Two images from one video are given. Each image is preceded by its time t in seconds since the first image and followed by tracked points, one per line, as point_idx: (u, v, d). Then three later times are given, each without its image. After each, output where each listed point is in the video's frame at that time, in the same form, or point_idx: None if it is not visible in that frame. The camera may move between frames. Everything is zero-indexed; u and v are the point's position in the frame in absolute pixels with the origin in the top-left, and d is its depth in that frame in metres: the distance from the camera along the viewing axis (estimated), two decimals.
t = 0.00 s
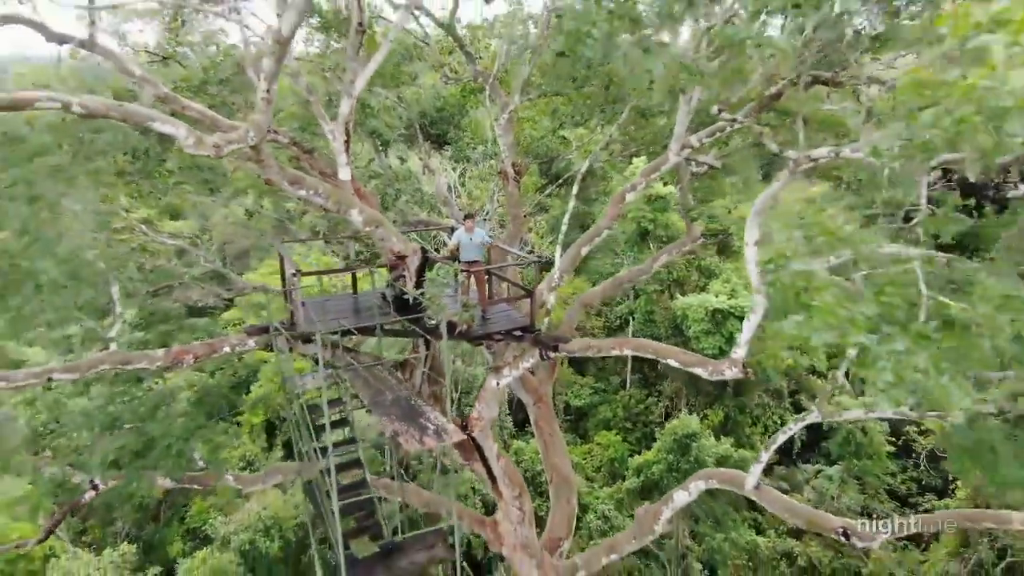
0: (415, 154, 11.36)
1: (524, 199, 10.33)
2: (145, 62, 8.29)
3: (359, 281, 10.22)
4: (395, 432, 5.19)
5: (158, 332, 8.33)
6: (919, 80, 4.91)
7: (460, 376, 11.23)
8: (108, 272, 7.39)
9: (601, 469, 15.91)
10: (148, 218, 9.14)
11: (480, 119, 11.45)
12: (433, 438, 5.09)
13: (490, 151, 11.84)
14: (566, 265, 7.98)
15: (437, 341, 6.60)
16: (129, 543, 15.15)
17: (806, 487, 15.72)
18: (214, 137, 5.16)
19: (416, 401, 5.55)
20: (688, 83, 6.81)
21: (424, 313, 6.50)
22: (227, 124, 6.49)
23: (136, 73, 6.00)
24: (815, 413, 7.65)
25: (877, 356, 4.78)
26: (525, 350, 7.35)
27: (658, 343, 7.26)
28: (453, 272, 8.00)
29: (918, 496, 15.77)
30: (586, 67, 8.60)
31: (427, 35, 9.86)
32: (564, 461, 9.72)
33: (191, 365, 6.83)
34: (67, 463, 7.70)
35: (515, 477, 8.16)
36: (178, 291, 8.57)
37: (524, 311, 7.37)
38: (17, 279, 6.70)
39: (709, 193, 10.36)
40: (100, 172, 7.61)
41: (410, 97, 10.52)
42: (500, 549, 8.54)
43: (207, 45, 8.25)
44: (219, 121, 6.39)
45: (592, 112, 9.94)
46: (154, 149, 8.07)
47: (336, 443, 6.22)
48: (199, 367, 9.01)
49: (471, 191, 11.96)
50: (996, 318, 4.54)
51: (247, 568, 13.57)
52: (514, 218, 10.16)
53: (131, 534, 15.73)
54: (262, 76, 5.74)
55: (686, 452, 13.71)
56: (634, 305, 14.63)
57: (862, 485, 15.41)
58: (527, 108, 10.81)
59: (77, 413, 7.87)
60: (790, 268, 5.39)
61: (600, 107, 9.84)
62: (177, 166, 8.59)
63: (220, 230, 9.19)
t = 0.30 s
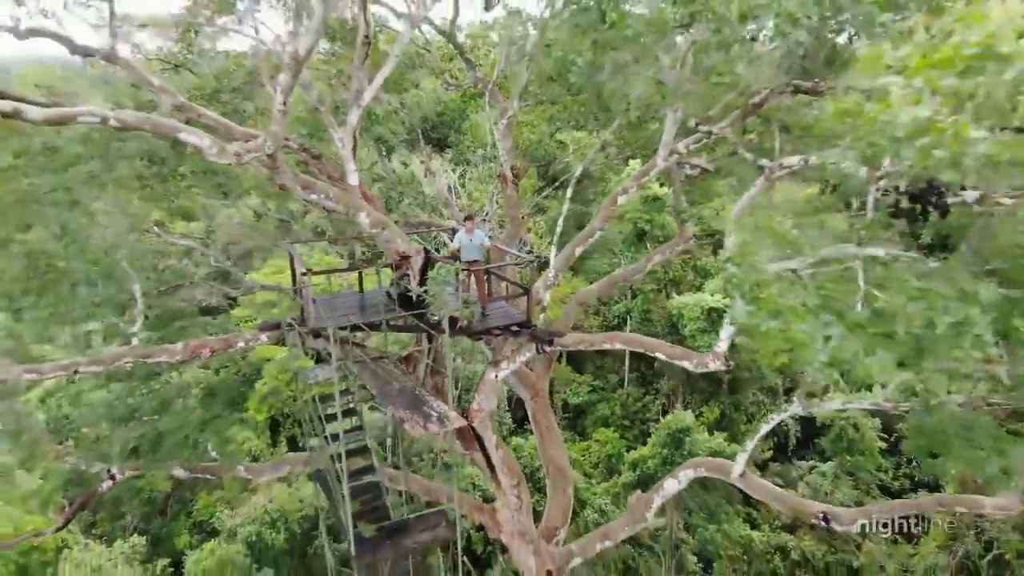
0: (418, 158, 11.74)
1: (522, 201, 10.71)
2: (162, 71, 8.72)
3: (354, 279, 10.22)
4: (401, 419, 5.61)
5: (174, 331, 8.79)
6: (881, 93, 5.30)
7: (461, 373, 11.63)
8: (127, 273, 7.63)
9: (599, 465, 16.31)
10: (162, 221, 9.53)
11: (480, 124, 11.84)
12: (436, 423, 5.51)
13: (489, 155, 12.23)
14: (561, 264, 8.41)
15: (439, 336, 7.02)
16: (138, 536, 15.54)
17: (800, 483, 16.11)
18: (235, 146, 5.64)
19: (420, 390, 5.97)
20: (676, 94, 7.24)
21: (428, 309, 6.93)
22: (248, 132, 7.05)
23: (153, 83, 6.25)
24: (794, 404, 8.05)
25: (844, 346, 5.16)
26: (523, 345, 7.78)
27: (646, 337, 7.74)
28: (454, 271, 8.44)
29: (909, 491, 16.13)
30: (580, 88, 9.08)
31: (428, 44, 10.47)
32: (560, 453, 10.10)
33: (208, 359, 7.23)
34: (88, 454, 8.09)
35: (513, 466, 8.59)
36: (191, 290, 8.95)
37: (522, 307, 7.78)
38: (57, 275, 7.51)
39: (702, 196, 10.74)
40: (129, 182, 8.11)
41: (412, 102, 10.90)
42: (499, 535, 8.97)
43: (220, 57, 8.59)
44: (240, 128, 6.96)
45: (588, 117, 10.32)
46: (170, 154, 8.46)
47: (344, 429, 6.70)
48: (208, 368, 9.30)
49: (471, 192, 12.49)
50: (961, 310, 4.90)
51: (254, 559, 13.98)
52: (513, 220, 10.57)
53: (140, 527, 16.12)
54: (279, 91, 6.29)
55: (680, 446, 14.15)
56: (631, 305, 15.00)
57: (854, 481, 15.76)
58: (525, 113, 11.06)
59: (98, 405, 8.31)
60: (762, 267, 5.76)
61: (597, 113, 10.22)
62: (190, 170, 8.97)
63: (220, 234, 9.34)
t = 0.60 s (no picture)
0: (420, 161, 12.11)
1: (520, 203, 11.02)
2: (176, 78, 9.15)
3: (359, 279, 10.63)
4: (407, 407, 6.04)
5: (190, 327, 9.16)
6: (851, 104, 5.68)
7: (463, 370, 12.02)
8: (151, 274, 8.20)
9: (597, 461, 16.69)
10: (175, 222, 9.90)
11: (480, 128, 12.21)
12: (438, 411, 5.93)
13: (488, 158, 12.61)
14: (556, 264, 8.82)
15: (440, 331, 7.42)
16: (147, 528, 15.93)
17: (794, 479, 16.49)
18: (254, 155, 6.18)
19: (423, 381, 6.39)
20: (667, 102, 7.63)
21: (430, 306, 7.35)
22: (261, 141, 7.25)
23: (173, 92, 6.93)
24: (777, 396, 8.47)
25: (813, 338, 5.67)
26: (520, 340, 8.19)
27: (637, 333, 8.14)
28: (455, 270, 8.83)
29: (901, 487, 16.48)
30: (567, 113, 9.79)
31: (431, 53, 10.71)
32: (557, 445, 10.49)
33: (224, 352, 7.61)
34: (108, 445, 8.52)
35: (512, 455, 9.03)
36: (204, 289, 9.34)
37: (520, 304, 8.17)
38: (92, 273, 8.08)
39: (695, 199, 11.11)
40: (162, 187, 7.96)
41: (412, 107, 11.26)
42: (499, 522, 9.38)
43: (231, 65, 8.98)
44: (253, 137, 7.14)
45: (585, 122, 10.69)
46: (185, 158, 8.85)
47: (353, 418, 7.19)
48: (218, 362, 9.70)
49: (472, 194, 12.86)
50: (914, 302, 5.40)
51: (260, 550, 14.39)
52: (511, 221, 10.91)
53: (148, 519, 16.57)
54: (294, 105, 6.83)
55: (674, 440, 14.58)
56: (628, 304, 15.37)
57: (847, 476, 16.12)
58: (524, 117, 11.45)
59: (117, 399, 8.77)
60: (740, 267, 6.16)
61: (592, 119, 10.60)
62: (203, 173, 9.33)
63: (230, 234, 9.69)
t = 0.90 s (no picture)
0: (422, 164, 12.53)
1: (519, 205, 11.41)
2: (187, 85, 9.56)
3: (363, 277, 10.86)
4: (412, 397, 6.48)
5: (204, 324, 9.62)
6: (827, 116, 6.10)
7: (464, 366, 12.44)
8: (172, 273, 8.61)
9: (595, 456, 17.10)
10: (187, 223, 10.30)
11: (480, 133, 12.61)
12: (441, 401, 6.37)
13: (488, 162, 13.02)
14: (551, 263, 9.24)
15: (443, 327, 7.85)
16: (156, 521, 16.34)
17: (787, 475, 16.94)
18: (271, 162, 6.70)
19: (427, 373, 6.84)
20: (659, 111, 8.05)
21: (433, 303, 7.78)
22: (274, 147, 7.74)
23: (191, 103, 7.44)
24: (761, 387, 8.88)
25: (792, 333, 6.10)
26: (517, 336, 8.63)
27: (629, 328, 8.56)
28: (455, 270, 9.26)
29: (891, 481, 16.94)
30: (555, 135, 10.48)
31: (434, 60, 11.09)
32: (553, 438, 10.90)
33: (239, 346, 8.02)
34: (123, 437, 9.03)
35: (510, 445, 9.44)
36: (216, 287, 9.76)
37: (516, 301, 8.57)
38: (121, 273, 8.43)
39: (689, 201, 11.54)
40: (184, 195, 8.61)
41: (414, 112, 11.66)
42: (498, 510, 9.82)
43: (242, 73, 9.42)
44: (266, 143, 7.64)
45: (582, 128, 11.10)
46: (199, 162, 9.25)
47: (361, 408, 7.67)
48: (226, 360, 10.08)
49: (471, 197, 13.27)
50: (864, 296, 6.01)
51: (267, 542, 14.83)
52: (510, 223, 11.32)
53: (156, 513, 16.95)
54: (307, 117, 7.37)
55: (669, 435, 14.99)
56: (625, 303, 15.77)
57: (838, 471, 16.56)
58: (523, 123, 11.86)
59: (137, 390, 9.23)
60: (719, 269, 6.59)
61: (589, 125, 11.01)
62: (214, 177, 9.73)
63: (235, 234, 9.72)
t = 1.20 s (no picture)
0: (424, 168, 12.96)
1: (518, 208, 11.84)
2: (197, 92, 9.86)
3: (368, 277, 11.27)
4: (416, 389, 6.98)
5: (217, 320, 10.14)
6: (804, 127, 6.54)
7: (466, 363, 12.87)
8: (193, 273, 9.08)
9: (593, 453, 17.52)
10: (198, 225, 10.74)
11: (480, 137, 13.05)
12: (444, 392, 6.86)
13: (487, 165, 13.45)
14: (547, 263, 9.70)
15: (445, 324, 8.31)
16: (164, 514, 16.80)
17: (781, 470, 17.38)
18: (285, 169, 7.22)
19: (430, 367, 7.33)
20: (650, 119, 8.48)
21: (436, 301, 8.25)
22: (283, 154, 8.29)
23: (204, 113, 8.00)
24: (745, 382, 9.17)
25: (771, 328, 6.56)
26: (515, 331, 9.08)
27: (620, 325, 9.00)
28: (456, 270, 9.68)
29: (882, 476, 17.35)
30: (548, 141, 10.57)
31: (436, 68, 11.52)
32: (550, 431, 11.35)
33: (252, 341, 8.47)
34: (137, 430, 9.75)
35: (509, 437, 9.92)
36: (227, 286, 10.20)
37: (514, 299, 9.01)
38: (146, 272, 8.76)
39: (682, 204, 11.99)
40: (201, 198, 8.82)
41: (417, 118, 12.08)
42: (496, 498, 10.30)
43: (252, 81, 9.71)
44: (275, 150, 8.21)
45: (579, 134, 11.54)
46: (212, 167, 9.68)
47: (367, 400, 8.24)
48: (230, 357, 10.27)
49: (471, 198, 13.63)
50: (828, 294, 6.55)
51: (274, 533, 15.27)
52: (509, 224, 11.75)
53: (165, 507, 17.41)
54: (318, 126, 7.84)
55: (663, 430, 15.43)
56: (622, 303, 16.22)
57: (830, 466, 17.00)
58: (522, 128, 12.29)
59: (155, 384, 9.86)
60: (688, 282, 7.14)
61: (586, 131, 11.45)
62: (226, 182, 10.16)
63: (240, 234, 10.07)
